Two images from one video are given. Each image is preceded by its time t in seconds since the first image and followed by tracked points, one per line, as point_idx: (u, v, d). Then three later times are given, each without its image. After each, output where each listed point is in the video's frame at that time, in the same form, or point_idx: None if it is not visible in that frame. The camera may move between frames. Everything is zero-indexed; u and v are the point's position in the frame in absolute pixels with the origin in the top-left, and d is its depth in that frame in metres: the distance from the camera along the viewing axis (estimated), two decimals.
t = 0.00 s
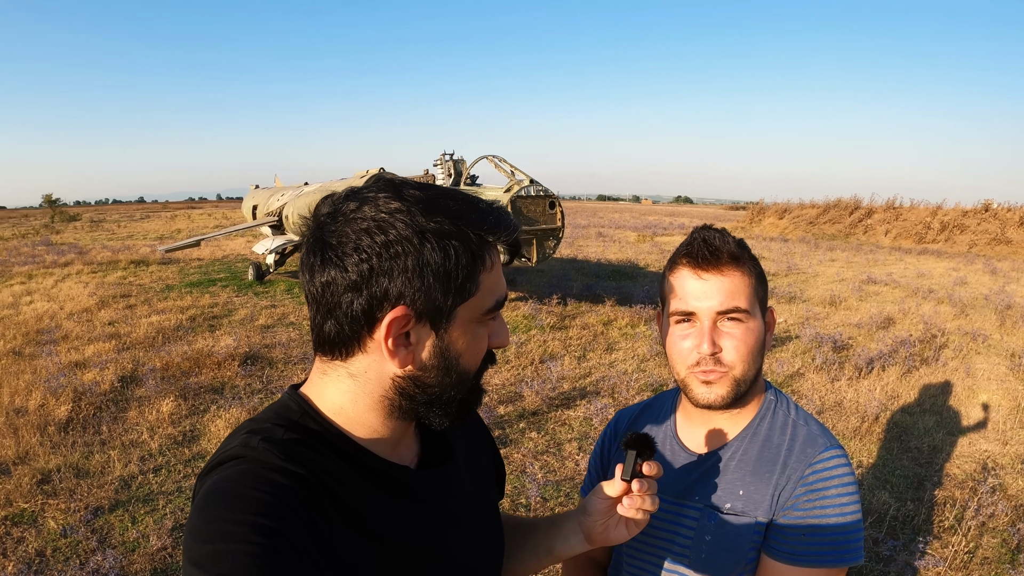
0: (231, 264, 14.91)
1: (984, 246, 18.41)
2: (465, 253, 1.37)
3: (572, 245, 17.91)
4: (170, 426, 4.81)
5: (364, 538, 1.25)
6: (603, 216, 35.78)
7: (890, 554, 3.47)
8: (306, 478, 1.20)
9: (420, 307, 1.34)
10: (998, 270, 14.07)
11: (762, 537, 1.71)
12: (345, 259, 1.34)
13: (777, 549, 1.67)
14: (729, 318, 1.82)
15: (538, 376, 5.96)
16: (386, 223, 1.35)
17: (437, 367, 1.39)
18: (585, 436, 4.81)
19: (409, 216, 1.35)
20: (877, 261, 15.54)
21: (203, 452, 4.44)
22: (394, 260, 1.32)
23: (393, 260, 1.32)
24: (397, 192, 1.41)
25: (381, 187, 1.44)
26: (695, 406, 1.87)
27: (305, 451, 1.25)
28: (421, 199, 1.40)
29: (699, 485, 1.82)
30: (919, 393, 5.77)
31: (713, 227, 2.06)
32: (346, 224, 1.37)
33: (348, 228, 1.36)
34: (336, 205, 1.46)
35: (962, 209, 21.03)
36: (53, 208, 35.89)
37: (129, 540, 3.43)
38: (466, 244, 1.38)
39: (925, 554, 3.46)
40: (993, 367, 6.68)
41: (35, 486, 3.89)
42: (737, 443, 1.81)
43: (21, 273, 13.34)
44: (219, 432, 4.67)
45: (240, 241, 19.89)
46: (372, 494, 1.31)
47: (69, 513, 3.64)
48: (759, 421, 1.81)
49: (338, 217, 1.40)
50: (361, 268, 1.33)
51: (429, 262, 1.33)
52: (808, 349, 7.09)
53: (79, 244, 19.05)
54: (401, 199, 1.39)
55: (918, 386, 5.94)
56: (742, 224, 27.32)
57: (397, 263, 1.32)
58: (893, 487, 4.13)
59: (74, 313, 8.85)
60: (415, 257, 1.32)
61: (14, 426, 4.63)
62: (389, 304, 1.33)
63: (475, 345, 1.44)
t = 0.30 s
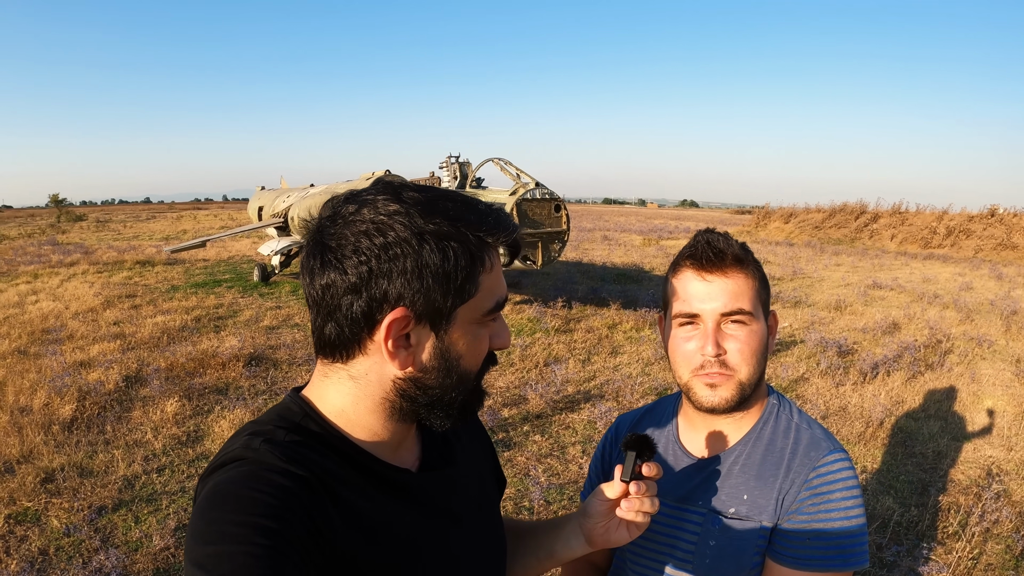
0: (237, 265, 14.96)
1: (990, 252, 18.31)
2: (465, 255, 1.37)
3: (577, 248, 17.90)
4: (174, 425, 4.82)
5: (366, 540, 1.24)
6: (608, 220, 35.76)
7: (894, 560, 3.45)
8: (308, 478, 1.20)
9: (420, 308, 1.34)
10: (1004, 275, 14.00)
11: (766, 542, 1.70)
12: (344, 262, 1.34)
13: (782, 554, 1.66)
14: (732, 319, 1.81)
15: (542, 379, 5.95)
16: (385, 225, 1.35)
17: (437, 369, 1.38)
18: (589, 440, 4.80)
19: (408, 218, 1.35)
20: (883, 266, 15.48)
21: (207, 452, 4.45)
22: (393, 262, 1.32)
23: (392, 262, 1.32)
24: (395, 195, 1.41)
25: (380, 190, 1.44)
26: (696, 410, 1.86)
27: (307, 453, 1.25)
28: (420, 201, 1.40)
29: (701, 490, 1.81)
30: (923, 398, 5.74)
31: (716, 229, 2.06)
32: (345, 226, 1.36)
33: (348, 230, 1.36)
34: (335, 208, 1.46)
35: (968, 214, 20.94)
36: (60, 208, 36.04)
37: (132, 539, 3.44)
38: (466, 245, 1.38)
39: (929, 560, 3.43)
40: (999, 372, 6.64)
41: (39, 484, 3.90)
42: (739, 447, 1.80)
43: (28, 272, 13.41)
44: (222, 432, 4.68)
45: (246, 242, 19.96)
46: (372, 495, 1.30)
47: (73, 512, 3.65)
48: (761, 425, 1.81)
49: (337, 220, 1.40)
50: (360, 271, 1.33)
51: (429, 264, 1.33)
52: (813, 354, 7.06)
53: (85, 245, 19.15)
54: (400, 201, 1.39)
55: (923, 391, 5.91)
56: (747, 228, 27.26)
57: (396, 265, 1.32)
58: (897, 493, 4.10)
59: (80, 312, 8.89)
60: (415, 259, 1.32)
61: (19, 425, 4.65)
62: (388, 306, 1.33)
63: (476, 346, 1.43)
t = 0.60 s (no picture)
0: (242, 260, 14.98)
1: (997, 245, 18.18)
2: (465, 253, 1.36)
3: (583, 242, 17.85)
4: (179, 421, 4.84)
5: (366, 541, 1.24)
6: (613, 213, 35.66)
7: (899, 555, 3.44)
8: (307, 478, 1.20)
9: (420, 308, 1.33)
10: (1010, 268, 13.90)
11: (774, 539, 1.69)
12: (344, 261, 1.34)
13: (791, 550, 1.65)
14: (735, 314, 1.80)
15: (547, 374, 5.95)
16: (385, 224, 1.34)
17: (437, 368, 1.37)
18: (594, 434, 4.79)
19: (408, 217, 1.34)
20: (889, 259, 15.38)
21: (212, 448, 4.46)
22: (393, 261, 1.31)
23: (392, 261, 1.31)
24: (395, 194, 1.40)
25: (379, 188, 1.43)
26: (698, 406, 1.85)
27: (307, 452, 1.25)
28: (420, 199, 1.39)
29: (705, 489, 1.80)
30: (930, 392, 5.71)
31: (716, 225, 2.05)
32: (345, 225, 1.35)
33: (347, 229, 1.35)
34: (335, 207, 1.45)
35: (975, 207, 20.78)
36: (66, 204, 36.16)
37: (138, 535, 3.46)
38: (466, 244, 1.37)
39: (934, 555, 3.42)
40: (1006, 366, 6.60)
41: (45, 480, 3.93)
42: (742, 444, 1.79)
43: (34, 268, 13.46)
44: (227, 428, 4.70)
45: (251, 237, 19.98)
46: (371, 496, 1.30)
47: (79, 508, 3.67)
48: (763, 422, 1.79)
49: (337, 218, 1.39)
50: (359, 270, 1.32)
51: (429, 263, 1.32)
52: (818, 347, 7.03)
53: (91, 240, 19.22)
54: (400, 200, 1.38)
55: (929, 386, 5.87)
56: (753, 222, 27.13)
57: (396, 264, 1.31)
58: (902, 488, 4.09)
59: (85, 308, 8.94)
60: (414, 258, 1.31)
61: (25, 421, 4.67)
62: (388, 306, 1.32)
63: (476, 345, 1.42)
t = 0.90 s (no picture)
0: (243, 262, 15.00)
1: (998, 245, 18.16)
2: (466, 255, 1.36)
3: (584, 243, 17.85)
4: (181, 423, 4.84)
5: (366, 542, 1.24)
6: (614, 215, 35.67)
7: (901, 556, 3.44)
8: (308, 479, 1.20)
9: (420, 309, 1.33)
10: (1011, 268, 13.90)
11: (775, 538, 1.69)
12: (345, 262, 1.34)
13: (793, 549, 1.65)
14: (729, 316, 1.80)
15: (548, 375, 5.95)
16: (386, 225, 1.34)
17: (438, 370, 1.37)
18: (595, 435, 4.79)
19: (409, 218, 1.34)
20: (890, 260, 15.38)
21: (213, 450, 4.47)
22: (394, 263, 1.31)
23: (393, 263, 1.31)
24: (396, 195, 1.40)
25: (380, 190, 1.43)
26: (694, 408, 1.85)
27: (308, 454, 1.25)
28: (421, 201, 1.39)
29: (704, 489, 1.80)
30: (931, 393, 5.70)
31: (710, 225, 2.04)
32: (346, 226, 1.36)
33: (349, 230, 1.35)
34: (336, 208, 1.45)
35: (976, 207, 20.77)
36: (68, 206, 36.24)
37: (140, 537, 3.46)
38: (467, 246, 1.37)
39: (936, 556, 3.42)
40: (1007, 366, 6.59)
41: (47, 482, 3.93)
42: (741, 444, 1.79)
43: (35, 271, 13.48)
44: (228, 429, 4.70)
45: (252, 239, 20.00)
46: (371, 497, 1.30)
47: (80, 510, 3.67)
48: (760, 421, 1.80)
49: (338, 220, 1.40)
50: (360, 271, 1.32)
51: (430, 264, 1.32)
52: (819, 348, 7.03)
53: (91, 242, 19.22)
54: (401, 201, 1.38)
55: (930, 386, 5.86)
56: (754, 222, 27.15)
57: (397, 265, 1.31)
58: (904, 488, 4.08)
59: (87, 310, 8.94)
60: (415, 259, 1.31)
61: (27, 423, 4.68)
62: (389, 307, 1.32)
63: (477, 347, 1.42)
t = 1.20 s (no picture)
0: (242, 265, 14.99)
1: (995, 247, 18.21)
2: (462, 255, 1.37)
3: (582, 245, 17.87)
4: (179, 425, 4.84)
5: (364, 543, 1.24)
6: (613, 217, 35.73)
7: (900, 557, 3.44)
8: (306, 480, 1.20)
9: (417, 310, 1.34)
10: (1009, 270, 13.93)
11: (769, 538, 1.69)
12: (342, 264, 1.34)
13: (787, 549, 1.65)
14: (717, 325, 1.80)
15: (547, 377, 5.95)
16: (382, 226, 1.35)
17: (436, 370, 1.38)
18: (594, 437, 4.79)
19: (404, 220, 1.35)
20: (888, 261, 15.42)
21: (212, 452, 4.46)
22: (390, 264, 1.32)
23: (389, 264, 1.32)
24: (392, 197, 1.41)
25: (376, 191, 1.44)
26: (688, 413, 1.86)
27: (306, 454, 1.25)
28: (417, 202, 1.40)
29: (700, 489, 1.81)
30: (929, 394, 5.71)
31: (702, 230, 2.04)
32: (342, 228, 1.37)
33: (345, 232, 1.36)
34: (332, 210, 1.46)
35: (973, 209, 20.83)
36: (66, 208, 36.20)
37: (139, 539, 3.46)
38: (463, 246, 1.38)
39: (935, 556, 3.43)
40: (1005, 368, 6.61)
41: (46, 485, 3.93)
42: (738, 444, 1.80)
43: (33, 273, 13.47)
44: (227, 432, 4.70)
45: (251, 241, 19.98)
46: (370, 497, 1.30)
47: (79, 512, 3.67)
48: (756, 422, 1.81)
49: (334, 222, 1.40)
50: (357, 272, 1.33)
51: (426, 265, 1.33)
52: (818, 350, 7.04)
53: (90, 245, 19.20)
54: (397, 203, 1.39)
55: (928, 388, 5.87)
56: (752, 224, 27.21)
57: (394, 266, 1.32)
58: (903, 489, 4.09)
59: (85, 313, 8.94)
60: (412, 261, 1.32)
61: (25, 426, 4.67)
62: (387, 308, 1.33)
63: (475, 347, 1.43)
